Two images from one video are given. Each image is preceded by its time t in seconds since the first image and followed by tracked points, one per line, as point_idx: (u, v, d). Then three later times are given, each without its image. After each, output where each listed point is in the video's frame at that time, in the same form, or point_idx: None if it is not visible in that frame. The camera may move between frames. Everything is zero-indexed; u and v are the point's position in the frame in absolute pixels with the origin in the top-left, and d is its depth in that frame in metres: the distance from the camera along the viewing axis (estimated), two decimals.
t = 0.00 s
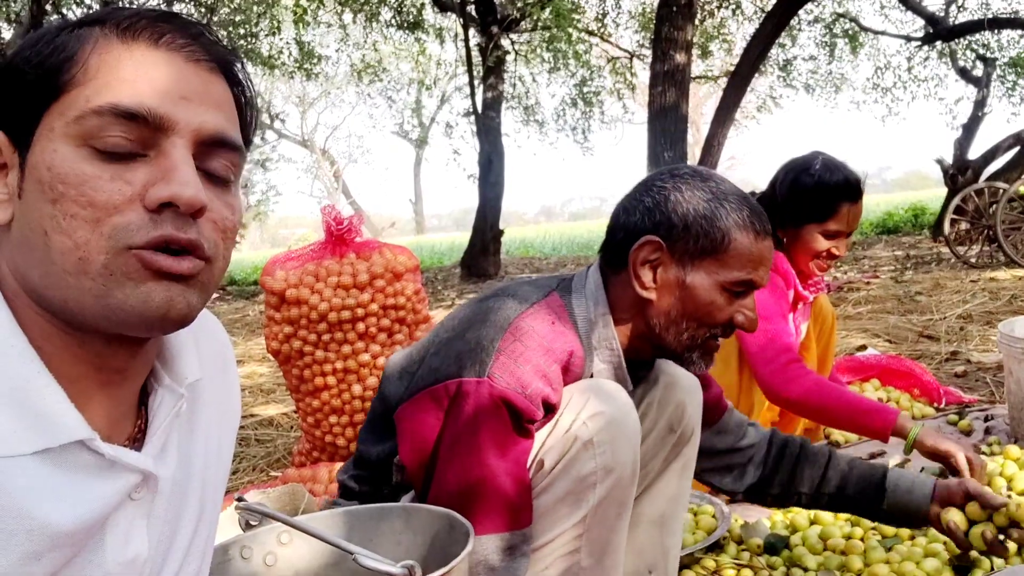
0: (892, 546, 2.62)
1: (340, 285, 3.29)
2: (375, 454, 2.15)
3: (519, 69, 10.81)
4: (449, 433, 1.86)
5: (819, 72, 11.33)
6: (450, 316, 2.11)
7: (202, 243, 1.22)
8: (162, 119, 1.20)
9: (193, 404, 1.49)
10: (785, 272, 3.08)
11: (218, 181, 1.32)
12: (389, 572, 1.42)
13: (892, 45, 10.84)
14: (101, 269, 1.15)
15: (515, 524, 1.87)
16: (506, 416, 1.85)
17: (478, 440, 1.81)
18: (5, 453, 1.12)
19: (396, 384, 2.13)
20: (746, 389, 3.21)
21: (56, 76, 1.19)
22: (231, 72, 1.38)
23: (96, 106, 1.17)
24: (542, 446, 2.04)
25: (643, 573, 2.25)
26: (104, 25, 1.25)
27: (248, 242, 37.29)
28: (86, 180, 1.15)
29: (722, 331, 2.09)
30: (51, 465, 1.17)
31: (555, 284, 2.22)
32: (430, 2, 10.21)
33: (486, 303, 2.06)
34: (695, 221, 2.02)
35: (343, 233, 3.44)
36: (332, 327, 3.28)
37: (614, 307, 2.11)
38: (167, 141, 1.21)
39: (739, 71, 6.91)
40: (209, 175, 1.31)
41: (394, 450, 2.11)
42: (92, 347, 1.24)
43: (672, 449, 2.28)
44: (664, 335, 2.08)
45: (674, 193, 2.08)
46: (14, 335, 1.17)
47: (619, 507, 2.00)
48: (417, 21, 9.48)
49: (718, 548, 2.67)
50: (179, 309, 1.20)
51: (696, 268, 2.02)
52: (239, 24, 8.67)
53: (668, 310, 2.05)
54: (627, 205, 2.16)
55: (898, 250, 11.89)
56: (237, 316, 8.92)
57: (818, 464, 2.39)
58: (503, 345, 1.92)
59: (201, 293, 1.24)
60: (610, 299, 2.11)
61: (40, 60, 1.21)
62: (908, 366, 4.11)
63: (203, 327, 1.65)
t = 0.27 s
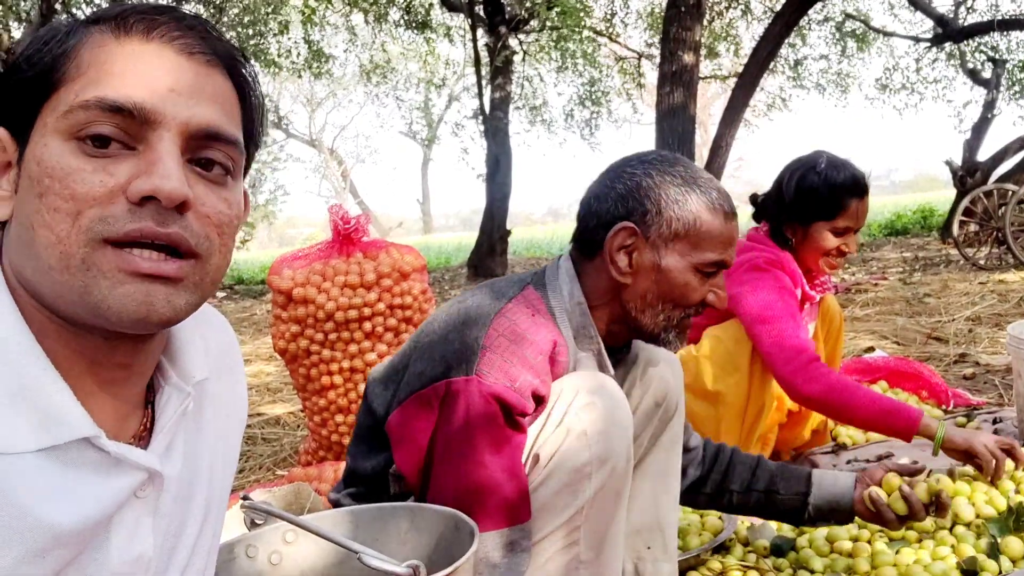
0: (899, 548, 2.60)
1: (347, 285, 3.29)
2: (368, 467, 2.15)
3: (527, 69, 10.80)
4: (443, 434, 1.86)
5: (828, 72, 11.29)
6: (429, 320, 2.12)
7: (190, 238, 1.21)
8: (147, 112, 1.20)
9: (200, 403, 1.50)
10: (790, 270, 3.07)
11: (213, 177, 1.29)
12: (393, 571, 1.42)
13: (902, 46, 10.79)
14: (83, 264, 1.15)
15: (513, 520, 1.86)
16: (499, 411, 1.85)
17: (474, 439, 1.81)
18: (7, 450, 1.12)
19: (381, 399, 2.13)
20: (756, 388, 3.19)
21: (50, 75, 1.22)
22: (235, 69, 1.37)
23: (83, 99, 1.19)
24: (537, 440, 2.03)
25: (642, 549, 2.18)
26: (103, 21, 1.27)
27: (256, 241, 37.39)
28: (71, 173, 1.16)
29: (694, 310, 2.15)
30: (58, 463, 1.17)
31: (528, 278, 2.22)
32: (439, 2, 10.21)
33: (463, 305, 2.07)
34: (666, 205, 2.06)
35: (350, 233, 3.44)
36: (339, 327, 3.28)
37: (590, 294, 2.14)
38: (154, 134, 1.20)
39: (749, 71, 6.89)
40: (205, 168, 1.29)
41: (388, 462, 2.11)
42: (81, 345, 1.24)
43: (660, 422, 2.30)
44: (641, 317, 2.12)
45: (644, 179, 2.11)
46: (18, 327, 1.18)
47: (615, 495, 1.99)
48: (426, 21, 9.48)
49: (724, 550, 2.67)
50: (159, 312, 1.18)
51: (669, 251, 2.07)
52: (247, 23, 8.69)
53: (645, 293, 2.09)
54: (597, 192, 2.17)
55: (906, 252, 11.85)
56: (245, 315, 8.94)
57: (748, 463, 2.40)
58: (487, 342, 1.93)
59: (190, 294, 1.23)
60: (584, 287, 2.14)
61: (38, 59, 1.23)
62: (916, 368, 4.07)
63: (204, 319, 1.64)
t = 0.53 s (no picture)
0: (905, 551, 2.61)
1: (354, 286, 3.30)
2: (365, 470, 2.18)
3: (534, 70, 10.81)
4: (434, 429, 1.88)
5: (836, 73, 11.26)
6: (414, 321, 2.13)
7: (201, 233, 1.21)
8: (160, 110, 1.21)
9: (210, 407, 1.50)
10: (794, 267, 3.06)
11: (224, 176, 1.29)
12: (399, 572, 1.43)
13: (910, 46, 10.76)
14: (96, 258, 1.15)
15: (509, 514, 1.86)
16: (484, 405, 1.84)
17: (464, 431, 1.82)
18: (20, 450, 1.12)
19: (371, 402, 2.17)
20: (764, 379, 3.15)
21: (65, 74, 1.22)
22: (247, 69, 1.38)
23: (97, 97, 1.20)
24: (527, 435, 2.03)
25: (645, 542, 2.23)
26: (117, 22, 1.29)
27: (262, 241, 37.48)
28: (83, 169, 1.17)
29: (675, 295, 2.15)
30: (70, 464, 1.18)
31: (510, 275, 2.22)
32: (445, 3, 10.21)
33: (445, 301, 2.08)
34: (641, 194, 2.07)
35: (356, 234, 3.44)
36: (345, 328, 3.29)
37: (571, 287, 2.15)
38: (166, 131, 1.21)
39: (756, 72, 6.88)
40: (217, 166, 1.30)
41: (382, 464, 2.13)
42: (92, 342, 1.24)
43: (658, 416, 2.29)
44: (622, 306, 2.12)
45: (618, 168, 2.12)
46: (31, 326, 1.18)
47: (609, 487, 2.02)
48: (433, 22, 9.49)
49: (730, 552, 2.67)
50: (170, 296, 1.18)
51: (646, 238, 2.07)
52: (254, 23, 8.70)
53: (625, 282, 2.09)
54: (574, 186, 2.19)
55: (913, 253, 11.81)
56: (251, 315, 8.96)
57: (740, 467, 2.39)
58: (468, 336, 1.93)
59: (198, 283, 1.22)
60: (565, 280, 2.15)
61: (54, 59, 1.24)
62: (923, 371, 4.00)
63: (214, 319, 1.64)
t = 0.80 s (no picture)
0: (907, 553, 2.59)
1: (356, 286, 3.30)
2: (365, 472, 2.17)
3: (536, 71, 10.80)
4: (440, 428, 1.88)
5: (839, 73, 11.24)
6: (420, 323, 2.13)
7: (207, 240, 1.22)
8: (171, 116, 1.21)
9: (213, 408, 1.50)
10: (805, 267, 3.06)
11: (232, 183, 1.30)
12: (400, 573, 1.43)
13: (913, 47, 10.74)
14: (105, 264, 1.16)
15: (514, 518, 1.86)
16: (492, 410, 1.85)
17: (470, 434, 1.83)
18: (23, 450, 1.13)
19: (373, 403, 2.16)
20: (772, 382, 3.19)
21: (76, 75, 1.22)
22: (257, 76, 1.38)
23: (108, 102, 1.20)
24: (533, 440, 2.05)
25: (647, 545, 2.20)
26: (129, 25, 1.29)
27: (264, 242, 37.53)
28: (93, 173, 1.17)
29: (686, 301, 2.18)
30: (72, 464, 1.18)
31: (518, 277, 2.22)
32: (447, 4, 10.21)
33: (453, 303, 2.08)
34: (650, 200, 2.09)
35: (358, 234, 3.44)
36: (348, 328, 3.29)
37: (580, 293, 2.16)
38: (175, 138, 1.22)
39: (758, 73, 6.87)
40: (226, 172, 1.30)
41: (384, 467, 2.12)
42: (97, 345, 1.25)
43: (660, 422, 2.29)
44: (633, 311, 2.15)
45: (630, 175, 2.14)
46: (35, 326, 1.19)
47: (614, 492, 2.00)
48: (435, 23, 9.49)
49: (732, 553, 2.66)
50: (179, 305, 1.20)
51: (657, 244, 2.10)
52: (256, 25, 8.71)
53: (636, 287, 2.12)
54: (585, 192, 2.21)
55: (916, 254, 11.79)
56: (254, 315, 8.97)
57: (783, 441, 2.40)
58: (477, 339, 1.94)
59: (207, 292, 1.24)
60: (574, 284, 2.16)
61: (65, 60, 1.24)
62: (925, 372, 4.01)
63: (220, 322, 1.65)
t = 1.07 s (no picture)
0: (907, 553, 2.59)
1: (356, 285, 3.30)
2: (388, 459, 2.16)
3: (538, 73, 10.82)
4: (464, 427, 1.86)
5: (841, 74, 11.24)
6: (463, 318, 2.11)
7: (217, 247, 1.22)
8: (183, 119, 1.21)
9: (211, 405, 1.50)
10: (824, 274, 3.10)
11: (243, 186, 1.32)
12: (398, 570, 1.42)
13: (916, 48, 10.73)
14: (114, 269, 1.17)
15: (529, 526, 1.82)
16: (519, 418, 1.83)
17: (492, 440, 1.79)
18: (21, 449, 1.13)
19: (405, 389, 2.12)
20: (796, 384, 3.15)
21: (86, 74, 1.21)
22: (265, 80, 1.38)
23: (119, 104, 1.19)
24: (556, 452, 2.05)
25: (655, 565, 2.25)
26: (137, 22, 1.28)
27: (266, 243, 37.57)
28: (104, 175, 1.17)
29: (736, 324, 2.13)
30: (67, 462, 1.18)
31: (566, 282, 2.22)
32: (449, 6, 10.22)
33: (496, 307, 2.07)
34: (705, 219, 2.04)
35: (359, 233, 3.45)
36: (348, 327, 3.29)
37: (625, 308, 2.13)
38: (188, 143, 1.22)
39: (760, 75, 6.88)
40: (237, 175, 1.31)
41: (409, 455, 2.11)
42: (99, 347, 1.25)
43: (682, 446, 2.34)
44: (682, 331, 2.09)
45: (681, 193, 2.09)
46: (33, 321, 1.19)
47: (632, 512, 2.00)
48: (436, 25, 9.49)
49: (731, 553, 2.66)
50: (189, 313, 1.21)
51: (710, 264, 2.04)
52: (258, 25, 8.73)
53: (685, 307, 2.07)
54: (633, 207, 2.16)
55: (919, 255, 11.78)
56: (255, 316, 8.97)
57: (882, 443, 2.33)
58: (516, 346, 1.91)
59: (213, 300, 1.25)
60: (619, 297, 2.13)
61: (72, 56, 1.23)
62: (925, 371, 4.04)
63: (221, 325, 1.66)
